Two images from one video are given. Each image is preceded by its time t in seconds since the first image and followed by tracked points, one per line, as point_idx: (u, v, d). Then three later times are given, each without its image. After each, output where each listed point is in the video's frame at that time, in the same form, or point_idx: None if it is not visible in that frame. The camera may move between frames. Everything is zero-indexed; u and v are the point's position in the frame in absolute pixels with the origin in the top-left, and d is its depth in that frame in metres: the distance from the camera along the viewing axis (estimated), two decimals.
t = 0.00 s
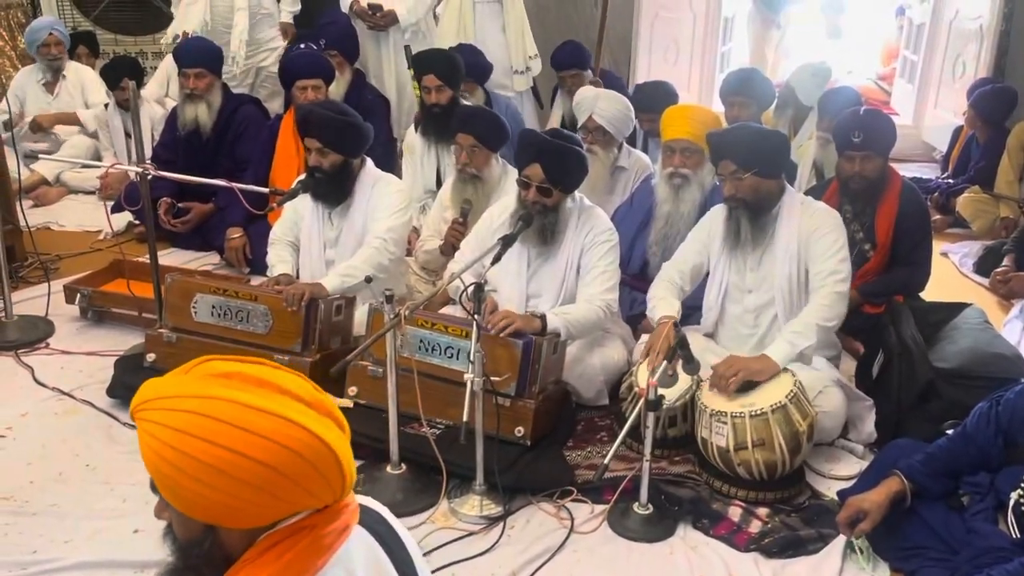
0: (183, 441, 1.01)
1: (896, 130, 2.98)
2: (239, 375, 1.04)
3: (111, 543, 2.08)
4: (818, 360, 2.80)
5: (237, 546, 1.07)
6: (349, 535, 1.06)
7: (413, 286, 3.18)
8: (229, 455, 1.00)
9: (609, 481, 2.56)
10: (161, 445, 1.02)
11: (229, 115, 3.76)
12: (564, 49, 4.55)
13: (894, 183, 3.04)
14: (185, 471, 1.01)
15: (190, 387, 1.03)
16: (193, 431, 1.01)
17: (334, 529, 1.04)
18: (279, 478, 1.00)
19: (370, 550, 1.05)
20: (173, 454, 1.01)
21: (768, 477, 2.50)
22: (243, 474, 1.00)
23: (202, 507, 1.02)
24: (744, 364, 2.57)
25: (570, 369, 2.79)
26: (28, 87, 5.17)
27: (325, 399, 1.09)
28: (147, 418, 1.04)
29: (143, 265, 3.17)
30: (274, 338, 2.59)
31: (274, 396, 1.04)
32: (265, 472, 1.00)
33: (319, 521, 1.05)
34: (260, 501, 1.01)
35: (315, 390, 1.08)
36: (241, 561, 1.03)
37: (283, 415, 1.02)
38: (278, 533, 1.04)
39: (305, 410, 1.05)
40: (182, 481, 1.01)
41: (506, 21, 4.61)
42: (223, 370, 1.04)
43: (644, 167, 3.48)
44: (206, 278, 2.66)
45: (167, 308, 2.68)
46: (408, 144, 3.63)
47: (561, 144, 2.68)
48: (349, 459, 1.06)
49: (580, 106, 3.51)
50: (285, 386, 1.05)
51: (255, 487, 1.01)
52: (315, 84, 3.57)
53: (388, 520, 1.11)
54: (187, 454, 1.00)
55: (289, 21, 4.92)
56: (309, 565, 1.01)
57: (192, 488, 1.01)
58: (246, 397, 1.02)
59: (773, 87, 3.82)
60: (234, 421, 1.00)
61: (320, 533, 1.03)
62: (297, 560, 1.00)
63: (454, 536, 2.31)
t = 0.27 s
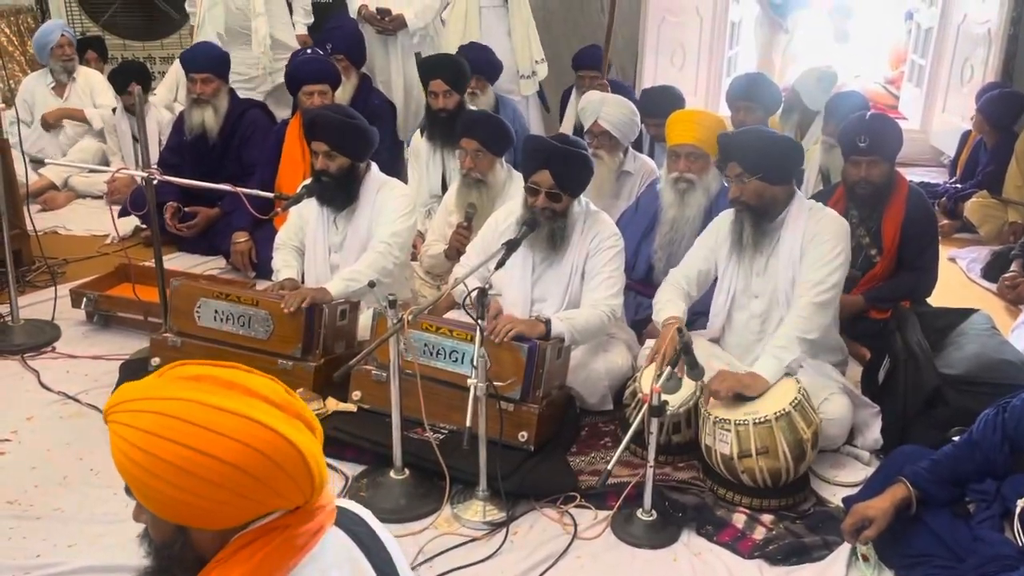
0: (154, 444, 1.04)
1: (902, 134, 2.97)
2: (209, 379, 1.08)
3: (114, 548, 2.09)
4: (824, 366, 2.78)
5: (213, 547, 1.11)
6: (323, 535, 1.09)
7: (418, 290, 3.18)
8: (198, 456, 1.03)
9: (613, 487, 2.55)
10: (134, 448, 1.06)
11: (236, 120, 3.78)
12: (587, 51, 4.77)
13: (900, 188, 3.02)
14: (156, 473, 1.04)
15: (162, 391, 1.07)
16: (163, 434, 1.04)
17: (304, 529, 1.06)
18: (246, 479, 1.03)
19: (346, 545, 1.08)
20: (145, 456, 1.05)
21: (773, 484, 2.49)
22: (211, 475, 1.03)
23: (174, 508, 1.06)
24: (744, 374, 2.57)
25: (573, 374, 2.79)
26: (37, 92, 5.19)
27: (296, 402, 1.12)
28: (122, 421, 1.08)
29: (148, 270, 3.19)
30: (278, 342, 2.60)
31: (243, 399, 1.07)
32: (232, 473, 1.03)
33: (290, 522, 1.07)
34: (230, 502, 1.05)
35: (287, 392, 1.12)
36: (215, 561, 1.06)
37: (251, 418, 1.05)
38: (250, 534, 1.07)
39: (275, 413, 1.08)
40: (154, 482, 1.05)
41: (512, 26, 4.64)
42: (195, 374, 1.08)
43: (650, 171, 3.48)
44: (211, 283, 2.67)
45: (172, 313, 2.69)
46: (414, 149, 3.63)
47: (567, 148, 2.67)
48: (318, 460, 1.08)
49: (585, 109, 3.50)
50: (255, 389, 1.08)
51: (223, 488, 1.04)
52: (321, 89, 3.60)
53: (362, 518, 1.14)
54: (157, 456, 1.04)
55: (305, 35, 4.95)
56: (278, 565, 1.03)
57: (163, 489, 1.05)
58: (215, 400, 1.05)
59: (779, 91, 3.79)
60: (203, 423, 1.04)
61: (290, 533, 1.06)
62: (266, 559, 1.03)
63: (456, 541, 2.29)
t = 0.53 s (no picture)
0: (134, 446, 1.06)
1: (908, 140, 2.95)
2: (188, 382, 1.10)
3: (116, 553, 2.09)
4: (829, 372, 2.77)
5: (195, 549, 1.12)
6: (307, 537, 1.09)
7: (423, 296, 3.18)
8: (177, 457, 1.05)
9: (616, 493, 2.54)
10: (115, 451, 1.07)
11: (243, 125, 3.79)
12: (600, 59, 4.94)
13: (907, 195, 3.00)
14: (136, 475, 1.06)
15: (143, 394, 1.09)
16: (143, 436, 1.06)
17: (285, 529, 1.08)
18: (224, 478, 1.05)
19: (329, 548, 1.09)
20: (126, 458, 1.07)
21: (777, 491, 2.48)
22: (191, 476, 1.05)
23: (155, 510, 1.07)
24: (752, 377, 2.55)
25: (576, 380, 2.79)
26: (46, 97, 5.21)
27: (276, 405, 1.14)
28: (103, 425, 1.10)
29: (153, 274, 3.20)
30: (282, 347, 2.60)
31: (222, 401, 1.09)
32: (212, 474, 1.05)
33: (270, 522, 1.09)
34: (210, 502, 1.06)
35: (267, 395, 1.14)
36: (196, 563, 1.07)
37: (230, 419, 1.07)
38: (231, 534, 1.08)
39: (254, 415, 1.10)
40: (134, 484, 1.06)
41: (517, 32, 4.55)
42: (175, 378, 1.10)
43: (655, 177, 3.48)
44: (215, 288, 2.67)
45: (176, 318, 2.70)
46: (420, 155, 3.64)
47: (571, 153, 2.67)
48: (298, 460, 1.10)
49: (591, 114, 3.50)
50: (235, 391, 1.10)
51: (204, 489, 1.05)
52: (327, 94, 3.60)
53: (348, 520, 1.15)
54: (137, 458, 1.05)
55: (312, 45, 4.91)
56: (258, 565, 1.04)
57: (143, 491, 1.06)
58: (195, 402, 1.07)
59: (787, 97, 3.79)
60: (182, 425, 1.06)
61: (270, 533, 1.07)
62: (247, 560, 1.04)
63: (457, 548, 2.28)
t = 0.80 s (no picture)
0: (129, 448, 1.06)
1: (914, 149, 2.93)
2: (185, 385, 1.10)
3: (116, 557, 2.09)
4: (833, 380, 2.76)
5: (190, 551, 1.13)
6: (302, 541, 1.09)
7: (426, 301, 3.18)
8: (171, 460, 1.05)
9: (618, 500, 2.53)
10: (110, 454, 1.08)
11: (248, 130, 3.80)
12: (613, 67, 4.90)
13: (912, 202, 2.99)
14: (131, 478, 1.06)
15: (139, 398, 1.09)
16: (138, 438, 1.06)
17: (280, 531, 1.07)
18: (219, 480, 1.05)
19: (325, 548, 1.09)
20: (121, 461, 1.07)
21: (779, 498, 2.47)
22: (186, 479, 1.05)
23: (150, 512, 1.07)
24: (756, 383, 2.54)
25: (579, 386, 2.78)
26: (52, 101, 5.23)
27: (273, 408, 1.14)
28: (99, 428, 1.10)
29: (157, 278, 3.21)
30: (284, 351, 2.60)
31: (218, 403, 1.09)
32: (207, 476, 1.05)
33: (266, 524, 1.08)
34: (204, 505, 1.06)
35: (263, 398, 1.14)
36: (192, 566, 1.07)
37: (224, 421, 1.07)
38: (226, 537, 1.08)
39: (250, 418, 1.10)
40: (128, 487, 1.06)
41: (521, 37, 4.53)
42: (172, 381, 1.11)
43: (659, 183, 3.47)
44: (218, 292, 2.68)
45: (179, 322, 2.70)
46: (424, 160, 3.64)
47: (574, 159, 2.67)
48: (294, 463, 1.10)
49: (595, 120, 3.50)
50: (231, 394, 1.10)
51: (200, 491, 1.05)
52: (331, 99, 3.62)
53: (343, 523, 1.15)
54: (132, 460, 1.06)
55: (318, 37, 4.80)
56: (253, 567, 1.04)
57: (138, 493, 1.06)
58: (190, 404, 1.07)
59: (793, 105, 3.79)
60: (178, 428, 1.06)
61: (265, 535, 1.07)
62: (242, 562, 1.04)
63: (458, 554, 2.28)
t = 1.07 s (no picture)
0: (130, 451, 1.06)
1: (916, 154, 2.91)
2: (186, 388, 1.10)
3: (114, 560, 2.09)
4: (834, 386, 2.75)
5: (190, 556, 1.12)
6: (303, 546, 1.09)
7: (428, 305, 3.18)
8: (171, 464, 1.05)
9: (618, 506, 2.52)
10: (111, 457, 1.08)
11: (251, 134, 3.81)
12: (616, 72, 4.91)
13: (915, 208, 2.98)
14: (132, 482, 1.06)
15: (140, 400, 1.09)
16: (139, 441, 1.06)
17: (282, 536, 1.07)
18: (220, 484, 1.05)
19: (326, 556, 1.08)
20: (122, 464, 1.07)
21: (780, 505, 2.45)
22: (187, 482, 1.04)
23: (150, 516, 1.07)
24: (758, 387, 2.54)
25: (580, 391, 2.77)
26: (57, 104, 5.25)
27: (275, 411, 1.14)
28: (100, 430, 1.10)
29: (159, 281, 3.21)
30: (286, 355, 2.60)
31: (219, 406, 1.09)
32: (207, 480, 1.05)
33: (266, 529, 1.08)
34: (205, 508, 1.06)
35: (265, 401, 1.13)
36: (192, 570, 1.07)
37: (225, 424, 1.07)
38: (228, 541, 1.08)
39: (251, 421, 1.09)
40: (128, 489, 1.06)
41: (523, 42, 4.49)
42: (173, 384, 1.11)
43: (662, 188, 3.47)
44: (219, 295, 2.68)
45: (181, 325, 2.71)
46: (427, 164, 3.65)
47: (575, 166, 2.67)
48: (296, 466, 1.09)
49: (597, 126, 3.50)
50: (232, 397, 1.10)
51: (201, 495, 1.05)
52: (333, 104, 3.63)
53: (345, 531, 1.14)
54: (132, 463, 1.06)
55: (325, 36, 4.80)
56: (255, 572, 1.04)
57: (139, 497, 1.06)
58: (192, 406, 1.07)
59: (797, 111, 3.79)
60: (179, 431, 1.06)
61: (266, 540, 1.07)
62: (243, 567, 1.04)
63: (458, 559, 2.27)
